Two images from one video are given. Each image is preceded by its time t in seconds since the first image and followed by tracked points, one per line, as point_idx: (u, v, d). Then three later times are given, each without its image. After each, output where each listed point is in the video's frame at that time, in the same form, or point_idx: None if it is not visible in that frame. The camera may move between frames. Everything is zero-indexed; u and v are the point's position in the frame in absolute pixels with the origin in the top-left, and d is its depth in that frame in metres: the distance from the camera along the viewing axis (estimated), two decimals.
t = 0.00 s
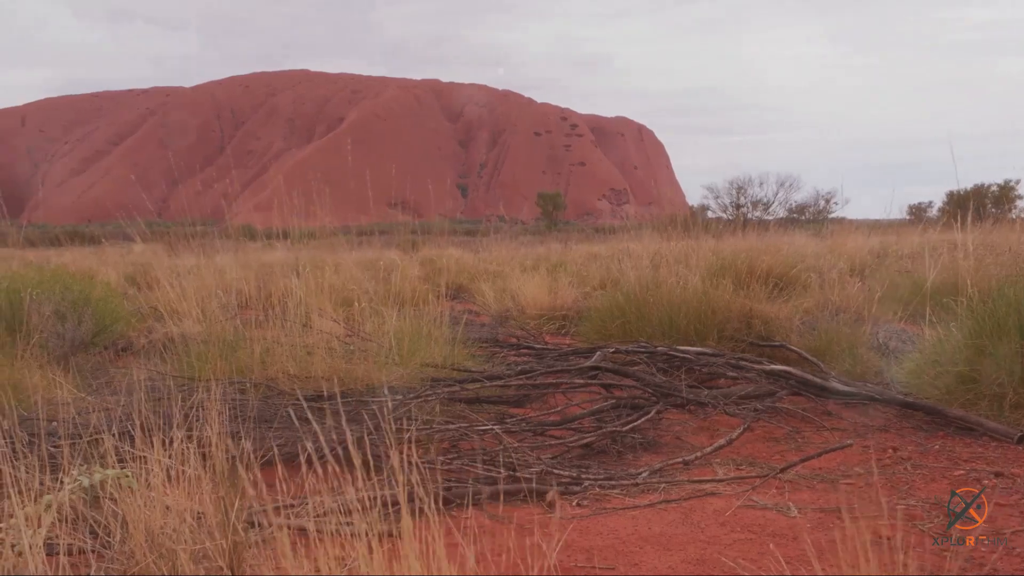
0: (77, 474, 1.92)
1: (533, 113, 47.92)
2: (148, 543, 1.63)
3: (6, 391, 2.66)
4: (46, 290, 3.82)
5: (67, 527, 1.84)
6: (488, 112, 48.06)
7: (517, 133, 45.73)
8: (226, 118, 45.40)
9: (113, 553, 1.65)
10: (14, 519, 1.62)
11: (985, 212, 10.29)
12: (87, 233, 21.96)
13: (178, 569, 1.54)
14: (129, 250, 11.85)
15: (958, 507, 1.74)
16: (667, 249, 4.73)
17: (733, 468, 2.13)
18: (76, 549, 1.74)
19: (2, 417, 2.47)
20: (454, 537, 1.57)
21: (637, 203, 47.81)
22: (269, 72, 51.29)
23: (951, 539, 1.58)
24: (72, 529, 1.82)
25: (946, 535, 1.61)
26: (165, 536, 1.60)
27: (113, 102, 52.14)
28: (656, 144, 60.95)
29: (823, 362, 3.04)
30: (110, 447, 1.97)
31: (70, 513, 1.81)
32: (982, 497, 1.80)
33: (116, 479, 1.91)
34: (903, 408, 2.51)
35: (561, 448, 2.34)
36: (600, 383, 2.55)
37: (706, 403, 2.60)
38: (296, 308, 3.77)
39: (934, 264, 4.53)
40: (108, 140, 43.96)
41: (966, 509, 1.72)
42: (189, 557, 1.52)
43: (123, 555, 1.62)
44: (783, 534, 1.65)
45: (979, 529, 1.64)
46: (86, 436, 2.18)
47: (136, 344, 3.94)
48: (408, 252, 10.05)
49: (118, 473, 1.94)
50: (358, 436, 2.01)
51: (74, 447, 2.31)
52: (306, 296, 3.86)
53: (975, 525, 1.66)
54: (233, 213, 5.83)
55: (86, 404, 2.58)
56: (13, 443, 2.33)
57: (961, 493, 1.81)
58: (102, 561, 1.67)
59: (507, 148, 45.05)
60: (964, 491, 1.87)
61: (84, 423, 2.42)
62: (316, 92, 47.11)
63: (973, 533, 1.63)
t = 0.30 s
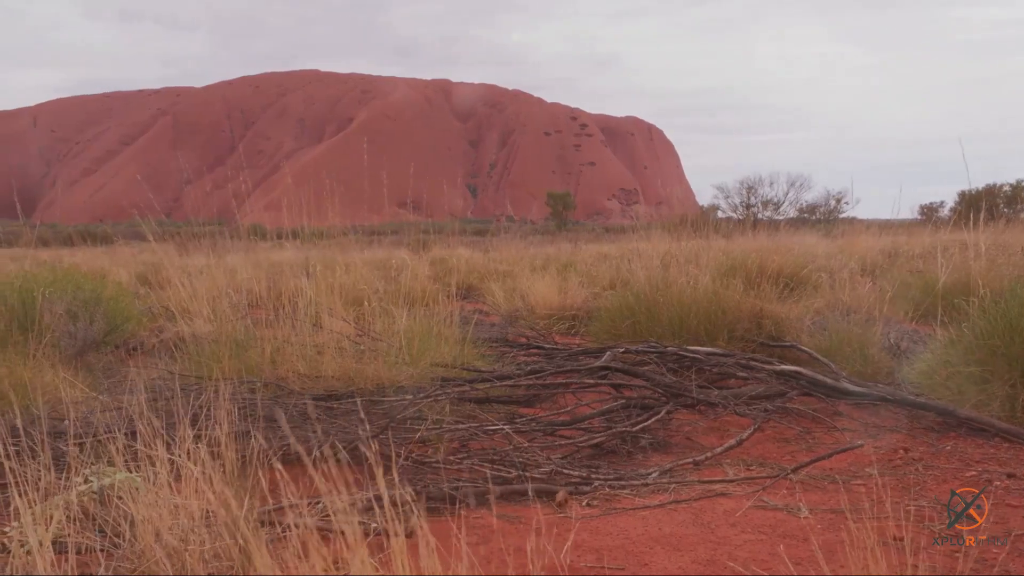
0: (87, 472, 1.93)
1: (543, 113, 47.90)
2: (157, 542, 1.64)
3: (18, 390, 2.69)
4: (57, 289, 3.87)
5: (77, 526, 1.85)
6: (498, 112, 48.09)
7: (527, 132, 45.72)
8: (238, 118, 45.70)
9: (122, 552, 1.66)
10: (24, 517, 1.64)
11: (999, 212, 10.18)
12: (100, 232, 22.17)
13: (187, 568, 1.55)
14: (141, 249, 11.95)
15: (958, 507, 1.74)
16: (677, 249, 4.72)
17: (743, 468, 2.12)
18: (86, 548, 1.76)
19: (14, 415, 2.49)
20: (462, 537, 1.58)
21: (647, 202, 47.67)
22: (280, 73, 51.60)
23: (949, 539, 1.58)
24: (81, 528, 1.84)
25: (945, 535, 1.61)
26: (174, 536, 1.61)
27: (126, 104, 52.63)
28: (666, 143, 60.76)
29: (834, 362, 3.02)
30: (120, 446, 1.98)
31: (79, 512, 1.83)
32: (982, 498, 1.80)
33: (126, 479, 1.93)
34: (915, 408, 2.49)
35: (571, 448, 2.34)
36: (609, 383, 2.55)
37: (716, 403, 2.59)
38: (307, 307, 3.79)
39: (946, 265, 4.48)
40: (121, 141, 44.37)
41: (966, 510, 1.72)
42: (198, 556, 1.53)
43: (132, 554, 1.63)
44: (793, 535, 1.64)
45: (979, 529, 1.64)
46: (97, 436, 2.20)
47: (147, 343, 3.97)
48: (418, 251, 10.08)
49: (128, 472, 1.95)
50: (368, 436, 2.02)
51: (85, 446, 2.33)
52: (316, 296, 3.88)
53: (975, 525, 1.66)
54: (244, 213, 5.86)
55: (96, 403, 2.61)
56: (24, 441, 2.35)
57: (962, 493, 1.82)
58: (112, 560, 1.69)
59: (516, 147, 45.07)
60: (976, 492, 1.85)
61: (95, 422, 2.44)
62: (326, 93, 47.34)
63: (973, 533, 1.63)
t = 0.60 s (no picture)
0: (99, 471, 1.95)
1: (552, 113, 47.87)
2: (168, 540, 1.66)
3: (30, 388, 2.72)
4: (69, 289, 3.90)
5: (88, 524, 1.87)
6: (507, 112, 48.11)
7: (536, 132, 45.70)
8: (249, 119, 45.98)
9: (134, 550, 1.67)
10: (37, 516, 1.66)
11: (1012, 212, 10.08)
12: (111, 233, 22.35)
13: (197, 567, 1.56)
14: (151, 249, 12.02)
15: (958, 506, 1.73)
16: (686, 249, 4.71)
17: (753, 468, 2.12)
18: (98, 547, 1.78)
19: (26, 414, 2.52)
20: (470, 536, 1.59)
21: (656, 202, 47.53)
22: (290, 74, 51.86)
23: (950, 540, 1.58)
24: (93, 526, 1.86)
25: (946, 536, 1.60)
26: (185, 534, 1.63)
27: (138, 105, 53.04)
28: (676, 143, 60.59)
29: (843, 363, 3.00)
30: (132, 445, 2.00)
31: (91, 511, 1.84)
32: (981, 497, 1.79)
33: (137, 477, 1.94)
34: (925, 409, 2.48)
35: (581, 447, 2.34)
36: (619, 383, 2.55)
37: (726, 403, 2.58)
38: (316, 307, 3.81)
39: (957, 265, 4.45)
40: (133, 142, 44.74)
41: (965, 509, 1.71)
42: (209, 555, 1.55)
43: (144, 553, 1.65)
44: (802, 536, 1.64)
45: (977, 530, 1.64)
46: (108, 434, 2.22)
47: (158, 343, 4.00)
48: (427, 251, 10.10)
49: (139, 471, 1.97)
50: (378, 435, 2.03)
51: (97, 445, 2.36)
52: (326, 296, 3.90)
53: (974, 526, 1.65)
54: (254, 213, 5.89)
55: (107, 402, 2.63)
56: (37, 440, 2.38)
57: (962, 492, 1.80)
58: (123, 558, 1.71)
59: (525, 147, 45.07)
60: (987, 493, 1.84)
61: (107, 421, 2.46)
62: (336, 94, 47.53)
63: (973, 533, 1.62)
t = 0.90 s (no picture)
0: (112, 469, 1.97)
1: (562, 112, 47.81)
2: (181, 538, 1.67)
3: (43, 387, 2.75)
4: (81, 289, 3.94)
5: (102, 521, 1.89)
6: (517, 112, 48.11)
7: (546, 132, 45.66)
8: (260, 120, 46.27)
9: (146, 549, 1.69)
10: (51, 514, 1.68)
11: None
12: (124, 233, 22.55)
13: (210, 566, 1.58)
14: (163, 249, 12.12)
15: (959, 507, 1.73)
16: (696, 249, 4.69)
17: (764, 469, 2.11)
18: (111, 545, 1.79)
19: (40, 413, 2.55)
20: (479, 536, 1.59)
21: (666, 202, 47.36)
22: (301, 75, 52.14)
23: (951, 540, 1.58)
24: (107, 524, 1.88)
25: (947, 536, 1.60)
26: (197, 532, 1.64)
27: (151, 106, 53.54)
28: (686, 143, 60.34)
29: (855, 363, 2.98)
30: (144, 444, 2.02)
31: (105, 509, 1.86)
32: (982, 497, 1.79)
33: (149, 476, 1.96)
34: (938, 410, 2.46)
35: (591, 448, 2.34)
36: (629, 383, 2.55)
37: (736, 404, 2.57)
38: (327, 307, 3.84)
39: (970, 265, 4.40)
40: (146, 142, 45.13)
41: (966, 509, 1.72)
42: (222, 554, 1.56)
43: (156, 551, 1.66)
44: (814, 537, 1.63)
45: (979, 530, 1.64)
46: (121, 433, 2.24)
47: (169, 342, 4.04)
48: (436, 251, 10.13)
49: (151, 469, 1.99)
50: (389, 435, 2.04)
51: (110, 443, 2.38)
52: (336, 296, 3.92)
53: (975, 526, 1.65)
54: (265, 213, 5.93)
55: (120, 401, 2.66)
56: (51, 438, 2.40)
57: (962, 492, 1.81)
58: (136, 556, 1.73)
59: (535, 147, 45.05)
60: (1000, 494, 1.83)
61: (119, 419, 2.49)
62: (347, 94, 47.74)
63: (974, 534, 1.62)
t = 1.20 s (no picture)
0: (123, 468, 1.99)
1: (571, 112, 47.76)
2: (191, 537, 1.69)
3: (55, 386, 2.78)
4: (93, 289, 3.99)
5: (113, 520, 1.91)
6: (526, 112, 48.13)
7: (555, 132, 45.62)
8: (271, 120, 46.54)
9: (158, 547, 1.71)
10: (64, 513, 1.69)
11: None
12: (136, 234, 22.73)
13: (221, 565, 1.59)
14: (173, 249, 12.18)
15: (958, 506, 1.74)
16: (706, 249, 4.67)
17: (774, 469, 2.10)
18: (122, 543, 1.81)
19: (52, 412, 2.58)
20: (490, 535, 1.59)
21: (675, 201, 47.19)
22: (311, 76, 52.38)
23: (951, 539, 1.58)
24: (118, 523, 1.90)
25: (946, 535, 1.60)
26: (208, 531, 1.66)
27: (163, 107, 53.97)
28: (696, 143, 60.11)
29: (865, 363, 2.96)
30: (156, 443, 2.04)
31: (116, 508, 1.88)
32: (982, 498, 1.80)
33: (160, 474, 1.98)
34: (949, 411, 2.44)
35: (600, 447, 2.34)
36: (638, 383, 2.54)
37: (746, 404, 2.56)
38: (337, 306, 3.86)
39: (982, 265, 4.37)
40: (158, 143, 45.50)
41: (966, 509, 1.72)
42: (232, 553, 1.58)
43: (167, 549, 1.68)
44: (824, 537, 1.62)
45: (979, 529, 1.65)
46: (132, 432, 2.26)
47: (179, 342, 4.08)
48: (445, 251, 10.14)
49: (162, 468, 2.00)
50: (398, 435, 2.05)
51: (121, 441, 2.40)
52: (346, 295, 3.95)
53: (975, 526, 1.66)
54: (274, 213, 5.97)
55: (131, 400, 2.68)
56: (63, 437, 2.43)
57: (962, 492, 1.81)
58: (147, 555, 1.74)
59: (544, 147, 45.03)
60: (1011, 496, 1.82)
61: (131, 418, 2.51)
62: (357, 95, 47.92)
63: (973, 533, 1.63)
